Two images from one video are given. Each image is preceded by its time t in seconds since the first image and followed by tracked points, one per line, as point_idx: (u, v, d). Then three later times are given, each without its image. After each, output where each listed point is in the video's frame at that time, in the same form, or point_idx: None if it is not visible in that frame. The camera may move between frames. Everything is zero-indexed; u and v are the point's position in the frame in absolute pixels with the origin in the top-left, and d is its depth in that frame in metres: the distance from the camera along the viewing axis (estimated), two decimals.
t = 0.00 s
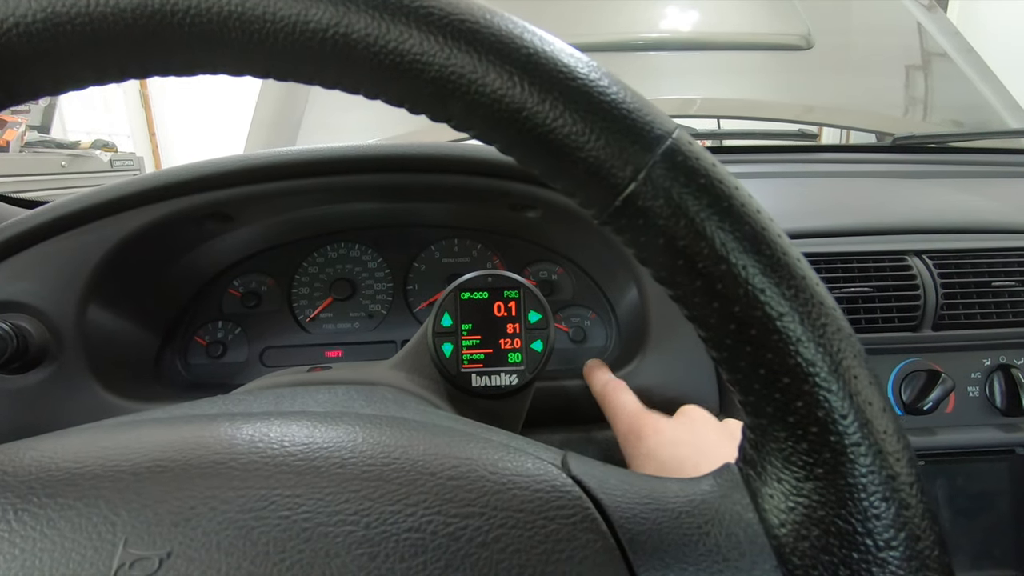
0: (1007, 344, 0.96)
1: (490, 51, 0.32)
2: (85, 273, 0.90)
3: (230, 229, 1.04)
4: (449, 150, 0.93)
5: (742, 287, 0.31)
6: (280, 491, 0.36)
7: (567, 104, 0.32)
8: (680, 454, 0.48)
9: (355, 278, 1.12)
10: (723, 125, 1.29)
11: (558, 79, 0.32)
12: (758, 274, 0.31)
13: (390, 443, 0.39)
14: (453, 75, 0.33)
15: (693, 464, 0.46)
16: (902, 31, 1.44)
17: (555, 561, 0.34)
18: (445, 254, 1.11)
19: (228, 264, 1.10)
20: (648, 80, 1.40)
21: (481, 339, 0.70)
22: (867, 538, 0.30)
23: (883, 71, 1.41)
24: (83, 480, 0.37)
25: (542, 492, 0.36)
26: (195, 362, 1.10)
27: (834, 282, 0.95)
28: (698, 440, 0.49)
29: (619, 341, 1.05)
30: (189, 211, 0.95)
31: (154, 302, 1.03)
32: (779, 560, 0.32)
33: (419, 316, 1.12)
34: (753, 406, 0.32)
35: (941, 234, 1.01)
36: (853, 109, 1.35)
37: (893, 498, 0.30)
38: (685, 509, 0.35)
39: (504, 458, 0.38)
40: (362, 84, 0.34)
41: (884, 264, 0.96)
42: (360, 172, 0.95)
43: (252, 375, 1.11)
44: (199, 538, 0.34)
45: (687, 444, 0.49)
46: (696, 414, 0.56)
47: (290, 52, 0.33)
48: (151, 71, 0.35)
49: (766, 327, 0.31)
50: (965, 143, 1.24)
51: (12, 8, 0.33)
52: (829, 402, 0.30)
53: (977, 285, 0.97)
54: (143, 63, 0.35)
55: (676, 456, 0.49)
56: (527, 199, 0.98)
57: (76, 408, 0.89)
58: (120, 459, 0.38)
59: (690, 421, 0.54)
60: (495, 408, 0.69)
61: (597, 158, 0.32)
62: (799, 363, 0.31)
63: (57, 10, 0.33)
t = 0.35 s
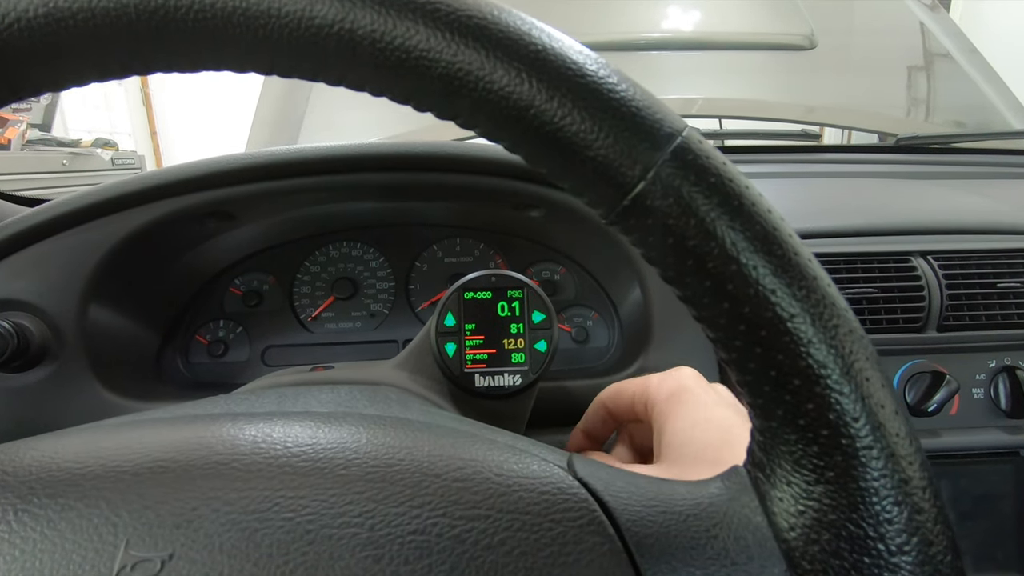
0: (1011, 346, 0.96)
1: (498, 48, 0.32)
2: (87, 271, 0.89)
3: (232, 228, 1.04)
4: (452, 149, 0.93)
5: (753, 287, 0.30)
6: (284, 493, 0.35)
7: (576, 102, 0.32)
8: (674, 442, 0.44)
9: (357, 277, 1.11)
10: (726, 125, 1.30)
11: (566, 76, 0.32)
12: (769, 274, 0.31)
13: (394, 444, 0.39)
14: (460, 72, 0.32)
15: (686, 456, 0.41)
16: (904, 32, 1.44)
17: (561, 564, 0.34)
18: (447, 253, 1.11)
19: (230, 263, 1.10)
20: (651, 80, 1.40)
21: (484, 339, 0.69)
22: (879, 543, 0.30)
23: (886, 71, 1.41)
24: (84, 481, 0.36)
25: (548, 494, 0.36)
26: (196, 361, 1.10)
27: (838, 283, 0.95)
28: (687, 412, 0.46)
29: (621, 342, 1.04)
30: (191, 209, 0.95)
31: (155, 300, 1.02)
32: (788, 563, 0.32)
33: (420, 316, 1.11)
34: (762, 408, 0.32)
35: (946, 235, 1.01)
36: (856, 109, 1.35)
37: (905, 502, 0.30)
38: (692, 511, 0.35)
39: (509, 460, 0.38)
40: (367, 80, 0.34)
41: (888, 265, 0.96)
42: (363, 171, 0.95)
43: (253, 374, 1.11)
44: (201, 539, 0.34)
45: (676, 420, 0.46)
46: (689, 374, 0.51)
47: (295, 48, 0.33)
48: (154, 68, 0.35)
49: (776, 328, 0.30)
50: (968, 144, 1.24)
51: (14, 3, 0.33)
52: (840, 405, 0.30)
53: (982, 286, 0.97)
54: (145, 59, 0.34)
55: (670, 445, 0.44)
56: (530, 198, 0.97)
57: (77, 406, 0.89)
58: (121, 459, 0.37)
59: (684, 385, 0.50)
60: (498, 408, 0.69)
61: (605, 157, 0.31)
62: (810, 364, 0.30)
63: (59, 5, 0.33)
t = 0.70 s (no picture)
0: (1007, 350, 0.97)
1: (500, 59, 0.32)
2: (88, 274, 0.90)
3: (233, 231, 1.04)
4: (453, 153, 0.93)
5: (751, 296, 0.31)
6: (286, 498, 0.36)
7: (577, 113, 0.32)
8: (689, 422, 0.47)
9: (357, 280, 1.11)
10: (725, 129, 1.29)
11: (567, 87, 0.32)
12: (767, 284, 0.31)
13: (395, 450, 0.39)
14: (463, 82, 0.33)
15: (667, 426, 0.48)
16: (903, 37, 1.44)
17: (562, 569, 0.34)
18: (446, 256, 1.11)
19: (230, 266, 1.10)
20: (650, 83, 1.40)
21: (484, 343, 0.70)
22: (875, 549, 0.30)
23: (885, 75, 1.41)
24: (88, 486, 0.36)
25: (548, 500, 0.36)
26: (197, 363, 1.10)
27: (837, 287, 0.95)
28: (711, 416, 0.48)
29: (620, 345, 1.05)
30: (192, 213, 0.95)
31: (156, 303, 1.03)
32: (786, 569, 0.33)
33: (420, 319, 1.11)
34: (760, 416, 0.32)
35: (944, 240, 1.01)
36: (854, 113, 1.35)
37: (901, 509, 0.30)
38: (691, 517, 0.35)
39: (510, 465, 0.38)
40: (370, 90, 0.34)
41: (886, 269, 0.96)
42: (364, 175, 0.95)
43: (254, 377, 1.11)
44: (205, 544, 0.34)
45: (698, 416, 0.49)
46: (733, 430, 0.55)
47: (299, 57, 0.33)
48: (159, 76, 0.35)
49: (774, 337, 0.31)
50: (966, 148, 1.25)
51: (21, 12, 0.33)
52: (837, 412, 0.30)
53: (980, 291, 0.97)
54: (151, 68, 0.35)
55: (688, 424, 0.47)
56: (530, 202, 0.98)
57: (78, 409, 0.89)
58: (125, 464, 0.38)
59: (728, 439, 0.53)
60: (498, 412, 0.69)
61: (606, 167, 0.32)
62: (807, 373, 0.31)
63: (66, 14, 0.33)
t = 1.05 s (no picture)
0: (1006, 353, 0.97)
1: (507, 66, 0.33)
2: (91, 275, 0.90)
3: (235, 233, 1.04)
4: (455, 156, 0.94)
5: (754, 302, 0.31)
6: (293, 500, 0.36)
7: (583, 120, 0.32)
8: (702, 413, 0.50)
9: (359, 282, 1.12)
10: (725, 132, 1.32)
11: (573, 95, 0.32)
12: (770, 289, 0.31)
13: (400, 452, 0.39)
14: (470, 89, 0.33)
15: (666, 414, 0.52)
16: (903, 41, 1.45)
17: (566, 571, 0.35)
18: (448, 258, 1.12)
19: (232, 267, 1.10)
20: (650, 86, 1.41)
21: (487, 346, 0.70)
22: (876, 552, 0.31)
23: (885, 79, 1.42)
24: (97, 487, 0.37)
25: (552, 502, 0.37)
26: (199, 364, 1.11)
27: (837, 290, 0.96)
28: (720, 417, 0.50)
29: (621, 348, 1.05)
30: (195, 215, 0.95)
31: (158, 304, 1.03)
32: (787, 572, 0.33)
33: (422, 320, 1.12)
34: (762, 419, 0.33)
35: (943, 243, 1.02)
36: (854, 116, 1.36)
37: (902, 513, 0.31)
38: (694, 520, 0.35)
39: (514, 468, 0.39)
40: (378, 96, 0.34)
41: (886, 273, 0.97)
42: (367, 177, 0.95)
43: (256, 378, 1.11)
44: (213, 546, 0.34)
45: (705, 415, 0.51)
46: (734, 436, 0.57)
47: (308, 63, 0.34)
48: (169, 81, 0.36)
49: (777, 342, 0.31)
50: (965, 152, 1.25)
51: (33, 18, 0.33)
52: (839, 417, 0.31)
53: (978, 295, 0.98)
54: (160, 73, 0.35)
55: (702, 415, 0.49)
56: (532, 205, 0.98)
57: (80, 410, 0.90)
58: (133, 466, 0.38)
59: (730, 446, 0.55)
60: (499, 415, 0.70)
61: (611, 173, 0.32)
62: (809, 377, 0.31)
63: (78, 21, 0.33)
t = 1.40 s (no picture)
0: (1006, 354, 0.97)
1: (508, 63, 0.32)
2: (89, 273, 0.90)
3: (234, 231, 1.04)
4: (455, 155, 0.94)
5: (755, 300, 0.31)
6: (291, 498, 0.36)
7: (583, 117, 0.32)
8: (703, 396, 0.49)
9: (358, 281, 1.11)
10: (724, 132, 1.33)
11: (574, 91, 0.32)
12: (772, 287, 0.31)
13: (399, 451, 0.39)
14: (470, 86, 0.33)
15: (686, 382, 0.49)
16: (903, 42, 1.45)
17: (566, 571, 0.35)
18: (448, 257, 1.11)
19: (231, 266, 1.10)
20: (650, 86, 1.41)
21: (486, 345, 0.70)
22: (878, 552, 0.30)
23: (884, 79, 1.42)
24: (93, 485, 0.36)
25: (552, 501, 0.37)
26: (197, 363, 1.10)
27: (836, 290, 0.96)
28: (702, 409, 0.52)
29: (620, 347, 1.05)
30: (194, 213, 0.95)
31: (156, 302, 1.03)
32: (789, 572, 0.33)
33: (421, 320, 1.12)
34: (763, 419, 0.32)
35: (943, 244, 1.02)
36: (854, 117, 1.36)
37: (904, 512, 0.31)
38: (694, 519, 0.35)
39: (514, 467, 0.38)
40: (377, 92, 0.34)
41: (886, 273, 0.97)
42: (366, 176, 0.95)
43: (254, 377, 1.11)
44: (209, 544, 0.34)
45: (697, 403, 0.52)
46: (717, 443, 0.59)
47: (306, 59, 0.34)
48: (166, 77, 0.35)
49: (778, 341, 0.31)
50: (966, 153, 1.25)
51: (31, 13, 0.33)
52: (841, 416, 0.31)
53: (978, 295, 0.98)
54: (157, 70, 0.35)
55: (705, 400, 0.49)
56: (532, 204, 0.98)
57: (78, 408, 0.89)
58: (130, 464, 0.38)
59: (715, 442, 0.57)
60: (498, 414, 0.69)
61: (612, 170, 0.32)
62: (811, 376, 0.31)
63: (76, 16, 0.33)
